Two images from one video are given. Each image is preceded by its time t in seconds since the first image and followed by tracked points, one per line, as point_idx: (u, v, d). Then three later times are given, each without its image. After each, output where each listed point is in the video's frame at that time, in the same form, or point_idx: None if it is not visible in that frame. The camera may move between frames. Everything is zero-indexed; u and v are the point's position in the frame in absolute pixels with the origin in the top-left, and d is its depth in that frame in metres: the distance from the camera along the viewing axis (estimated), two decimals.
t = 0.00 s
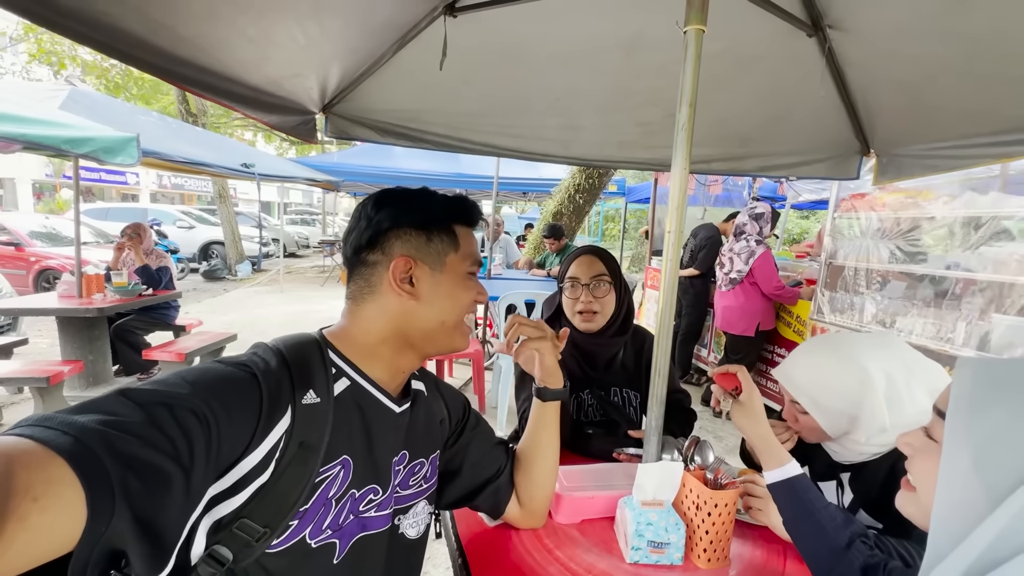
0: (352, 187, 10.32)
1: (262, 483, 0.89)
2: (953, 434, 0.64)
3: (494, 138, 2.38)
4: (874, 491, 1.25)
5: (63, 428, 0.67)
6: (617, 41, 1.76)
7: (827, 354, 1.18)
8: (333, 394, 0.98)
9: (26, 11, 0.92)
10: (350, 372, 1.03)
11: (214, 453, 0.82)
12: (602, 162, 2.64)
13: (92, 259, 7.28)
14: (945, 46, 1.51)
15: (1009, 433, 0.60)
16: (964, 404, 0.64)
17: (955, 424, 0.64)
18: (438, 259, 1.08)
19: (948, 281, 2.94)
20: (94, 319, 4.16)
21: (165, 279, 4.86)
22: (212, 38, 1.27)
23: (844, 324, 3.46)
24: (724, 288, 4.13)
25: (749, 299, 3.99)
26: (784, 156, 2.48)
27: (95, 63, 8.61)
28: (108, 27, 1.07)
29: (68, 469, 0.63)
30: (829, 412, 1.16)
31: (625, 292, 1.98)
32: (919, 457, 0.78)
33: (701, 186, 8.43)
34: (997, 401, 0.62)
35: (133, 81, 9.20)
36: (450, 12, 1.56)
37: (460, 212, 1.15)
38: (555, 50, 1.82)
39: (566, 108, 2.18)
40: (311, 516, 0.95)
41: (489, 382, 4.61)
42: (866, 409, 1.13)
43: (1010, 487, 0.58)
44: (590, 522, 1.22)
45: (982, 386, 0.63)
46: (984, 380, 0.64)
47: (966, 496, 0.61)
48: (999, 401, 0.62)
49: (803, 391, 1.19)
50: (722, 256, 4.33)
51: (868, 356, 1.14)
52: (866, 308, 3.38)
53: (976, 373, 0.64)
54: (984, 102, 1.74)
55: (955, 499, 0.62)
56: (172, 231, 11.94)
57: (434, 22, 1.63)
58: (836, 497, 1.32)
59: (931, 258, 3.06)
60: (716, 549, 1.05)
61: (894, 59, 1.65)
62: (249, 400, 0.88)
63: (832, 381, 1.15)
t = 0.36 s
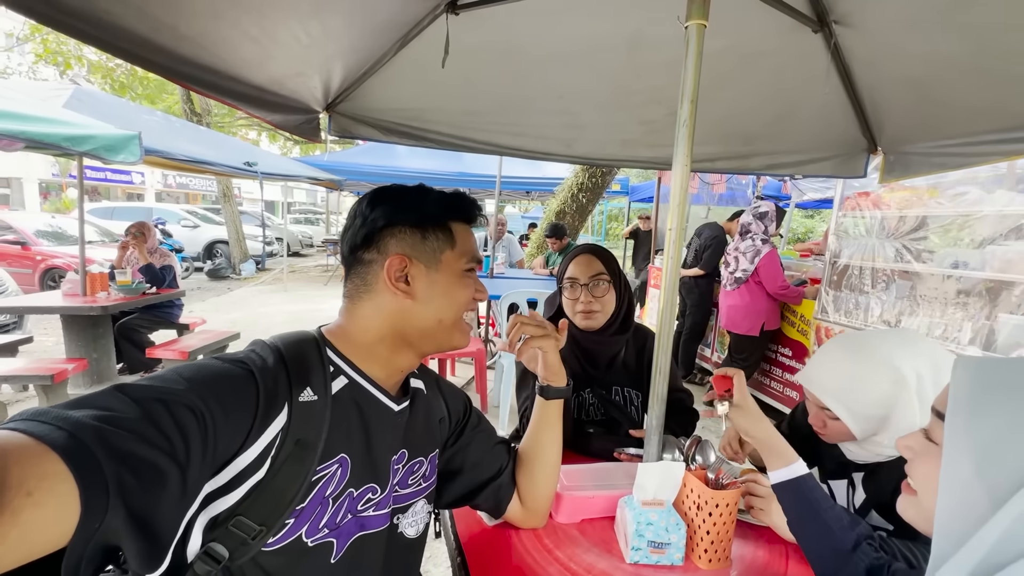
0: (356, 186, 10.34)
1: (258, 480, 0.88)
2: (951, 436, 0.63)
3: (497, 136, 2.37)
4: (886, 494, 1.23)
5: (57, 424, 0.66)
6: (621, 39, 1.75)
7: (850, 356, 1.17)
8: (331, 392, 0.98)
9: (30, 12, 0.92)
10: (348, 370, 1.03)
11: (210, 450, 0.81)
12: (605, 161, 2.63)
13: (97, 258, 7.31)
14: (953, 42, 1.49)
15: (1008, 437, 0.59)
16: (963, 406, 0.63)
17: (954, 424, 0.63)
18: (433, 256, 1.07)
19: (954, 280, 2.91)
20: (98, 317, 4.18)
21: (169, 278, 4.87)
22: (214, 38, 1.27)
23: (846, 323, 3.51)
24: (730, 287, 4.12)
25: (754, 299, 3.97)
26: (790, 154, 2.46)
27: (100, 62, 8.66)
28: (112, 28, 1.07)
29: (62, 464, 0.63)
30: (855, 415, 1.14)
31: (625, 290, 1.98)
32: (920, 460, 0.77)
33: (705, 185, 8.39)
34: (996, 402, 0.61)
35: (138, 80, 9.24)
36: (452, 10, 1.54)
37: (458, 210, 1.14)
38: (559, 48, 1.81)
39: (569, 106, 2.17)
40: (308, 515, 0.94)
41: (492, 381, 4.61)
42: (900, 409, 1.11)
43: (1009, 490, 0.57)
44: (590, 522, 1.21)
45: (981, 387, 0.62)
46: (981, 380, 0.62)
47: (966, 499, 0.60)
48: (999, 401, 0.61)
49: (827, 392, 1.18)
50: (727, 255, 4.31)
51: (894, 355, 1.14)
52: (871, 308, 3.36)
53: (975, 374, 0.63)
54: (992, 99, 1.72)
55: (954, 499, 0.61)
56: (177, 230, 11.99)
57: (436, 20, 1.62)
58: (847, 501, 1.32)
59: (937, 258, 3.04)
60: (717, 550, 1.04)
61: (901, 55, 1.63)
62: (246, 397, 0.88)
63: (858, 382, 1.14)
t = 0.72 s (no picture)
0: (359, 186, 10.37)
1: (260, 479, 0.89)
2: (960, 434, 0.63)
3: (500, 137, 2.37)
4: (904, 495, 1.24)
5: (59, 422, 0.67)
6: (623, 39, 1.75)
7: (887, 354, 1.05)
8: (332, 391, 0.98)
9: (36, 13, 0.92)
10: (350, 368, 1.04)
11: (212, 448, 0.82)
12: (608, 161, 2.63)
13: (100, 258, 7.35)
14: (956, 41, 1.49)
15: (1018, 433, 0.59)
16: (972, 401, 0.63)
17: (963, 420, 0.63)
18: (434, 256, 1.08)
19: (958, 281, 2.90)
20: (102, 316, 4.20)
21: (173, 278, 4.89)
22: (218, 40, 1.28)
23: (848, 324, 3.52)
24: (734, 287, 4.12)
25: (758, 299, 3.97)
26: (793, 154, 2.46)
27: (105, 63, 8.70)
28: (117, 31, 1.08)
29: (63, 462, 0.64)
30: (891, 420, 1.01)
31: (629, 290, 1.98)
32: (928, 457, 0.77)
33: (708, 185, 8.39)
34: (1005, 400, 0.61)
35: (142, 81, 9.28)
36: (455, 10, 1.55)
37: (459, 210, 1.15)
38: (562, 48, 1.81)
39: (572, 106, 2.17)
40: (310, 513, 0.95)
41: (494, 381, 4.62)
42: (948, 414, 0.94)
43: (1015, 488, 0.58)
44: (591, 520, 1.21)
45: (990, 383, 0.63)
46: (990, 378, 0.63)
47: (975, 498, 0.60)
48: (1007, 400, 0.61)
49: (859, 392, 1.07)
50: (731, 255, 4.30)
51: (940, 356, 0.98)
52: (874, 309, 3.36)
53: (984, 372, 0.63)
54: (995, 99, 1.72)
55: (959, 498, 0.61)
56: (180, 230, 12.03)
57: (439, 20, 1.63)
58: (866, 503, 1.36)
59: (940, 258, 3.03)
60: (719, 549, 1.04)
61: (904, 54, 1.63)
62: (247, 395, 0.89)
63: (891, 383, 1.01)
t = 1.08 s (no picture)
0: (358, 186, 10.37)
1: (269, 476, 0.90)
2: (988, 434, 0.67)
3: (502, 137, 2.38)
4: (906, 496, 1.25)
5: (74, 419, 0.68)
6: (625, 41, 1.76)
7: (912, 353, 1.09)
8: (340, 390, 0.99)
9: (42, 13, 0.93)
10: (357, 367, 1.05)
11: (223, 445, 0.83)
12: (609, 162, 2.64)
13: (100, 258, 7.34)
14: (953, 44, 1.51)
15: None
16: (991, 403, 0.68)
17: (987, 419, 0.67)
18: (435, 253, 1.08)
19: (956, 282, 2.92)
20: (102, 316, 4.20)
21: (172, 277, 4.89)
22: (222, 40, 1.28)
23: (847, 325, 3.54)
24: (734, 288, 4.12)
25: (759, 300, 3.98)
26: (792, 156, 2.48)
27: (105, 63, 8.69)
28: (122, 30, 1.08)
29: (78, 458, 0.65)
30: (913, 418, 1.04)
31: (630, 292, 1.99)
32: (941, 460, 0.71)
33: (707, 187, 8.42)
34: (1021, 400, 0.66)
35: (142, 81, 9.28)
36: (457, 11, 1.57)
37: (457, 205, 1.16)
38: (564, 49, 1.82)
39: (573, 107, 2.18)
40: (318, 510, 0.96)
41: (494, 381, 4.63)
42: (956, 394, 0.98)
43: None
44: (593, 518, 1.22)
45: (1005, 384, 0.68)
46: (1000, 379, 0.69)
47: (1001, 492, 0.65)
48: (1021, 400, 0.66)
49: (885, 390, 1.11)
50: (732, 256, 4.32)
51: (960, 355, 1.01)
52: (873, 310, 3.37)
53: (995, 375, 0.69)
54: (992, 102, 1.73)
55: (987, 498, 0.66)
56: (179, 230, 12.02)
57: (441, 21, 1.64)
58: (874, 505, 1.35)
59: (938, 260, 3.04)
60: (720, 546, 1.05)
61: (903, 57, 1.65)
62: (257, 393, 0.89)
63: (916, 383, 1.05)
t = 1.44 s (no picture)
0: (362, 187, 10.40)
1: (266, 478, 0.89)
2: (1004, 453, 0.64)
3: (504, 138, 2.38)
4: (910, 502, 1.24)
5: (69, 421, 0.67)
6: (627, 41, 1.75)
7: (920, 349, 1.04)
8: (338, 391, 0.99)
9: (43, 12, 0.93)
10: (354, 368, 1.04)
11: (219, 447, 0.82)
12: (611, 162, 2.63)
13: (104, 258, 7.37)
14: (959, 44, 1.49)
15: None
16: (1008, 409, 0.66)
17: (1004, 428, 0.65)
18: (429, 252, 1.07)
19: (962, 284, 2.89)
20: (105, 315, 4.22)
21: (176, 277, 4.90)
22: (222, 39, 1.28)
23: (852, 327, 3.51)
24: (737, 290, 4.10)
25: (761, 301, 3.96)
26: (796, 156, 2.46)
27: (111, 64, 8.74)
28: (123, 30, 1.08)
29: (73, 461, 0.64)
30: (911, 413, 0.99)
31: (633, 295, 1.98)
32: (949, 469, 0.71)
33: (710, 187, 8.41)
34: None
35: (147, 81, 9.33)
36: (458, 11, 1.57)
37: (454, 207, 1.14)
38: (565, 49, 1.81)
39: (575, 108, 2.17)
40: (315, 511, 0.95)
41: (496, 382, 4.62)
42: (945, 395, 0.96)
43: None
44: (592, 522, 1.21)
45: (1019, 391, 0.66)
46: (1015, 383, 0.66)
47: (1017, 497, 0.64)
48: None
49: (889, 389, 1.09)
50: (734, 258, 4.30)
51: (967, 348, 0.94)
52: (878, 312, 3.35)
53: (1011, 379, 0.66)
54: (998, 102, 1.71)
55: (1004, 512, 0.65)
56: (184, 230, 12.07)
57: (443, 21, 1.64)
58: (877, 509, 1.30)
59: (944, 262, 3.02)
60: (721, 550, 1.04)
61: (907, 57, 1.63)
62: (254, 394, 0.89)
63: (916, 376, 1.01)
